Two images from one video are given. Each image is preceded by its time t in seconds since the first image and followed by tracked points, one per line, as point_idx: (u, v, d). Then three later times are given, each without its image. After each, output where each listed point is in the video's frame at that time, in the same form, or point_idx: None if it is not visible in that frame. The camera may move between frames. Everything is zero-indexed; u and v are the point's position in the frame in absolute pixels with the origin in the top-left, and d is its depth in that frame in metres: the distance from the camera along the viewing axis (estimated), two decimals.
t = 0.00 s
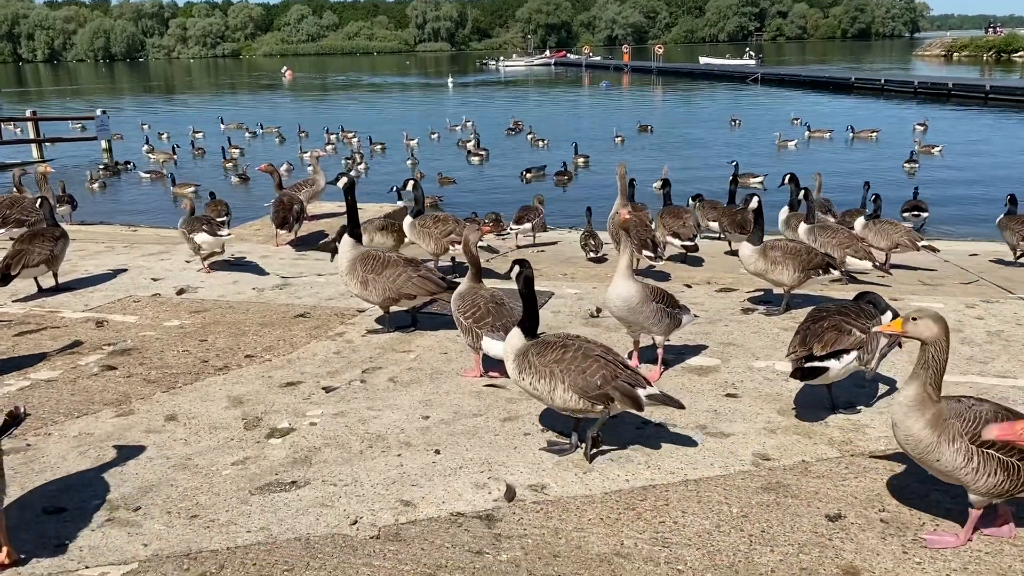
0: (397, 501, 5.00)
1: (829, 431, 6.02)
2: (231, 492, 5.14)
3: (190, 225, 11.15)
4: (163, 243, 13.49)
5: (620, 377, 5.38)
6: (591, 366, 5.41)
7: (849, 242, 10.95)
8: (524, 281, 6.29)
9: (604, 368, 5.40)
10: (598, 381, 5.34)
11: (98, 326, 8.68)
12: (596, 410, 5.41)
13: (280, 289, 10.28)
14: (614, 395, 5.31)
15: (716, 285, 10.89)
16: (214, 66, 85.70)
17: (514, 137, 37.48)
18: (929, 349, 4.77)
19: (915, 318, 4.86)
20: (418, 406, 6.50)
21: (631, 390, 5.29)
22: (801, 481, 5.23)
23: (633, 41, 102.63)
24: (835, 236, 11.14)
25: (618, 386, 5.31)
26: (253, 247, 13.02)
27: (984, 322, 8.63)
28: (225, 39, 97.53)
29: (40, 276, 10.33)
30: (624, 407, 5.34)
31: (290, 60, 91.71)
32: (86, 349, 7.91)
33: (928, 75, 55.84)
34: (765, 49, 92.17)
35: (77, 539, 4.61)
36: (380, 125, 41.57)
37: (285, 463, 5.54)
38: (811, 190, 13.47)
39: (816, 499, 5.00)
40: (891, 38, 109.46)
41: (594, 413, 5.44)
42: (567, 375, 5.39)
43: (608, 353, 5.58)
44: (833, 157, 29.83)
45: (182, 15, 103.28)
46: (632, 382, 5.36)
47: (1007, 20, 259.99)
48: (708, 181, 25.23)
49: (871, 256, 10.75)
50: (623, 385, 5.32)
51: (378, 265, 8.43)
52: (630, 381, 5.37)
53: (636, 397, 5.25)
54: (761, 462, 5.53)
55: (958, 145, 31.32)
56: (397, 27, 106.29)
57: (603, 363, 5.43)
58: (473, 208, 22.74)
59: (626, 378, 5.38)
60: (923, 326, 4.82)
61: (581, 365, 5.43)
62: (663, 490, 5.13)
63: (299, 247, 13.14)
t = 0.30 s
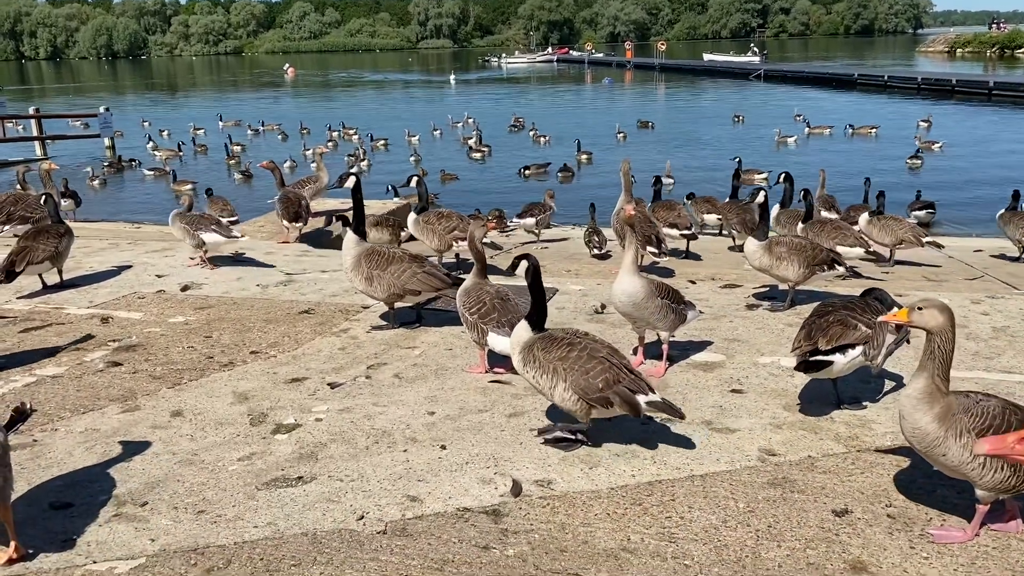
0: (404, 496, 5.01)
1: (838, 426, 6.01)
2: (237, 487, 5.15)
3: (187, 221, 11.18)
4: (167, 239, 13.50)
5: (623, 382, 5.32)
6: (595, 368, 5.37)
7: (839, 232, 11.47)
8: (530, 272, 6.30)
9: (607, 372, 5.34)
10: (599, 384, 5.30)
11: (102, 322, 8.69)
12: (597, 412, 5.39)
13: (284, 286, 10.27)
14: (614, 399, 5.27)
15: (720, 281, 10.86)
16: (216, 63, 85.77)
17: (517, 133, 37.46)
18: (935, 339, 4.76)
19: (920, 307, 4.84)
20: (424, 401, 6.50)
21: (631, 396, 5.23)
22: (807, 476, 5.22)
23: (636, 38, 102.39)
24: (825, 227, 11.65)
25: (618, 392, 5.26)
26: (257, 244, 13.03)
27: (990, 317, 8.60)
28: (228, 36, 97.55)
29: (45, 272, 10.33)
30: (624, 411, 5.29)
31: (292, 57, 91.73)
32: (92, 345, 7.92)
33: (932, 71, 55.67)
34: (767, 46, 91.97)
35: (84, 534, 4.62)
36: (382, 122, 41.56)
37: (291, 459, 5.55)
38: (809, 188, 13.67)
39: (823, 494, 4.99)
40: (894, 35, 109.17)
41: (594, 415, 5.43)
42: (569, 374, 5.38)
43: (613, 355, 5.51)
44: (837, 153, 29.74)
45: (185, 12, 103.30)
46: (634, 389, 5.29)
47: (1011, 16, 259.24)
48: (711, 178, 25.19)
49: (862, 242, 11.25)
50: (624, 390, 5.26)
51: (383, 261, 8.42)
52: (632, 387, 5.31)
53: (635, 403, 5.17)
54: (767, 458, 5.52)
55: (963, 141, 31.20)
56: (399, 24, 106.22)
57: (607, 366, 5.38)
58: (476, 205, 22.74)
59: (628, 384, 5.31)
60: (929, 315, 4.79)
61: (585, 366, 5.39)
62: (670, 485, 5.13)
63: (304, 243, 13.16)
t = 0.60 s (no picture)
0: (409, 493, 5.02)
1: (843, 423, 6.00)
2: (243, 484, 5.16)
3: (172, 217, 11.33)
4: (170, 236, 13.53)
5: (614, 391, 5.27)
6: (588, 372, 5.34)
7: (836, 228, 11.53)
8: (521, 268, 6.35)
9: (599, 378, 5.30)
10: (589, 390, 5.27)
11: (107, 320, 8.71)
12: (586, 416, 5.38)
13: (288, 283, 10.26)
14: (602, 407, 5.22)
15: (724, 277, 10.85)
16: (219, 61, 85.87)
17: (519, 130, 37.44)
18: (941, 335, 4.75)
19: (926, 303, 4.83)
20: (429, 398, 6.51)
21: (620, 405, 5.18)
22: (813, 472, 5.22)
23: (639, 34, 102.22)
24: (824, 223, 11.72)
25: (608, 400, 5.22)
26: (261, 241, 13.04)
27: (995, 313, 8.59)
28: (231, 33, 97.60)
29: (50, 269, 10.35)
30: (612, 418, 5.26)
31: (295, 54, 91.83)
32: (97, 343, 7.94)
33: (936, 66, 55.52)
34: (771, 41, 91.77)
35: (91, 532, 4.64)
36: (384, 119, 41.56)
37: (296, 455, 5.56)
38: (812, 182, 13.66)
39: (828, 490, 4.99)
40: (897, 30, 108.81)
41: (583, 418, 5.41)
42: (560, 377, 5.37)
43: (608, 360, 5.46)
44: (841, 149, 29.67)
45: (188, 10, 103.40)
46: (624, 398, 5.24)
47: (1015, 10, 258.19)
48: (715, 174, 25.14)
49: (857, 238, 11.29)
50: (613, 399, 5.22)
51: (387, 258, 8.43)
52: (622, 396, 5.25)
53: (621, 412, 5.12)
54: (772, 454, 5.51)
55: (967, 136, 31.09)
56: (402, 21, 106.18)
57: (599, 372, 5.34)
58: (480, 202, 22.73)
59: (619, 392, 5.26)
60: (935, 311, 4.78)
61: (577, 370, 5.36)
62: (675, 482, 5.13)
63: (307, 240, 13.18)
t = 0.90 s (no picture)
0: (412, 490, 5.03)
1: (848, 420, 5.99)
2: (247, 482, 5.17)
3: (155, 218, 11.39)
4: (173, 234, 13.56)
5: (600, 378, 5.30)
6: (570, 365, 5.36)
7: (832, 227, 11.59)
8: (499, 271, 6.39)
9: (583, 369, 5.33)
10: (575, 382, 5.29)
11: (112, 318, 8.74)
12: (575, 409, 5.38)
13: (291, 281, 10.27)
14: (591, 396, 5.24)
15: (728, 273, 10.83)
16: (223, 58, 85.94)
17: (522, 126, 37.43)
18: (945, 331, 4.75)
19: (929, 300, 4.84)
20: (432, 396, 6.52)
21: (608, 391, 5.22)
22: (816, 469, 5.22)
23: (643, 29, 101.97)
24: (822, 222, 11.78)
25: (595, 388, 5.24)
26: (265, 239, 13.06)
27: (999, 309, 8.56)
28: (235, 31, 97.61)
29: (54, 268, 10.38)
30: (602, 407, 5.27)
31: (298, 52, 91.88)
32: (102, 341, 7.96)
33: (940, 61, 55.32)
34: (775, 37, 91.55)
35: (96, 530, 4.66)
36: (387, 116, 41.58)
37: (301, 453, 5.58)
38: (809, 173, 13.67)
39: (831, 487, 4.99)
40: (901, 24, 108.36)
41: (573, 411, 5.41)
42: (545, 374, 5.37)
43: (588, 351, 5.49)
44: (845, 145, 29.59)
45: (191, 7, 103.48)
46: (611, 384, 5.27)
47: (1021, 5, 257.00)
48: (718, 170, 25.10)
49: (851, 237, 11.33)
50: (600, 387, 5.24)
51: (391, 255, 8.44)
52: (608, 382, 5.28)
53: (611, 399, 5.15)
54: (775, 451, 5.51)
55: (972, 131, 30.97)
56: (405, 18, 106.03)
57: (581, 363, 5.36)
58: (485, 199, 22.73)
59: (605, 379, 5.29)
60: (936, 307, 4.80)
61: (560, 365, 5.38)
62: (678, 479, 5.13)
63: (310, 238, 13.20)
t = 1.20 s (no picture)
0: (417, 487, 5.03)
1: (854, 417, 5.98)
2: (252, 479, 5.18)
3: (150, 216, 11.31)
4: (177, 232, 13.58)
5: (592, 370, 5.34)
6: (559, 359, 5.38)
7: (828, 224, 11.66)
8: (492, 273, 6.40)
9: (574, 362, 5.36)
10: (567, 375, 5.32)
11: (117, 316, 8.75)
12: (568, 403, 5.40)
13: (295, 278, 10.28)
14: (585, 388, 5.29)
15: (734, 269, 10.80)
16: (227, 55, 86.03)
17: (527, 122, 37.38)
18: (951, 326, 4.73)
19: (934, 295, 4.82)
20: (437, 392, 6.51)
21: (601, 382, 5.26)
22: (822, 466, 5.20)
23: (647, 24, 101.65)
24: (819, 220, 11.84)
25: (588, 380, 5.29)
26: (270, 236, 13.07)
27: (1006, 304, 8.51)
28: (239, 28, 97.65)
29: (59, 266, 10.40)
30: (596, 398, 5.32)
31: (302, 49, 91.88)
32: (107, 339, 7.97)
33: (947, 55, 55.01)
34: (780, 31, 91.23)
35: (102, 527, 4.67)
36: (391, 112, 41.57)
37: (306, 450, 5.58)
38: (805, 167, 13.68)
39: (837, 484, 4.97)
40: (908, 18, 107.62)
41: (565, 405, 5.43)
42: (536, 370, 5.37)
43: (576, 344, 5.53)
44: (850, 139, 29.45)
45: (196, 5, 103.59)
46: (603, 373, 5.32)
47: None
48: (722, 165, 25.03)
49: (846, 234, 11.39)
50: (593, 378, 5.29)
51: (395, 252, 8.44)
52: (600, 372, 5.34)
53: (606, 389, 5.20)
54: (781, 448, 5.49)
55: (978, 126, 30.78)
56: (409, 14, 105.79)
57: (572, 357, 5.39)
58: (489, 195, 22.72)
59: (596, 370, 5.34)
60: (942, 303, 4.78)
61: (551, 360, 5.39)
62: (683, 475, 5.12)
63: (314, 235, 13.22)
